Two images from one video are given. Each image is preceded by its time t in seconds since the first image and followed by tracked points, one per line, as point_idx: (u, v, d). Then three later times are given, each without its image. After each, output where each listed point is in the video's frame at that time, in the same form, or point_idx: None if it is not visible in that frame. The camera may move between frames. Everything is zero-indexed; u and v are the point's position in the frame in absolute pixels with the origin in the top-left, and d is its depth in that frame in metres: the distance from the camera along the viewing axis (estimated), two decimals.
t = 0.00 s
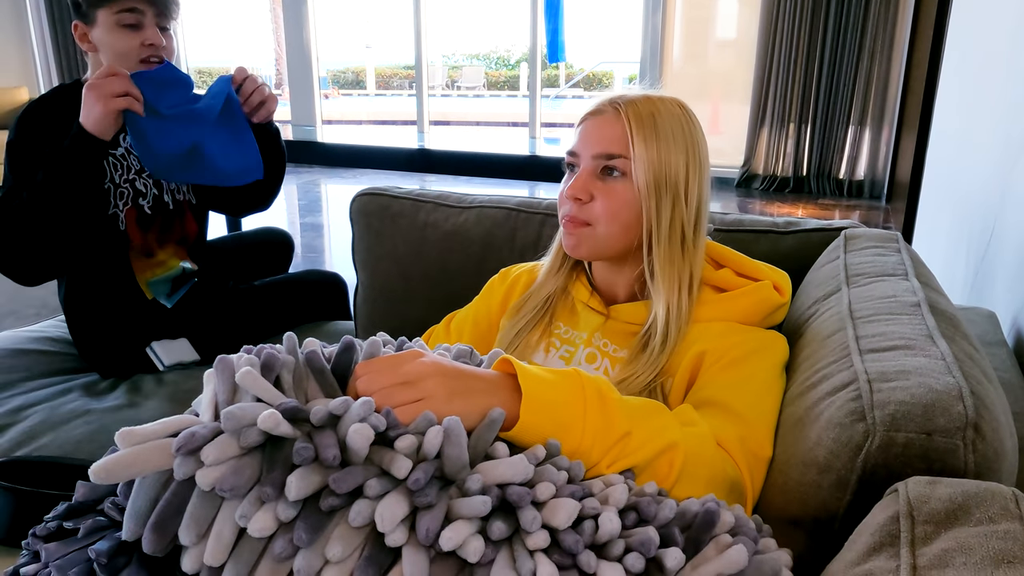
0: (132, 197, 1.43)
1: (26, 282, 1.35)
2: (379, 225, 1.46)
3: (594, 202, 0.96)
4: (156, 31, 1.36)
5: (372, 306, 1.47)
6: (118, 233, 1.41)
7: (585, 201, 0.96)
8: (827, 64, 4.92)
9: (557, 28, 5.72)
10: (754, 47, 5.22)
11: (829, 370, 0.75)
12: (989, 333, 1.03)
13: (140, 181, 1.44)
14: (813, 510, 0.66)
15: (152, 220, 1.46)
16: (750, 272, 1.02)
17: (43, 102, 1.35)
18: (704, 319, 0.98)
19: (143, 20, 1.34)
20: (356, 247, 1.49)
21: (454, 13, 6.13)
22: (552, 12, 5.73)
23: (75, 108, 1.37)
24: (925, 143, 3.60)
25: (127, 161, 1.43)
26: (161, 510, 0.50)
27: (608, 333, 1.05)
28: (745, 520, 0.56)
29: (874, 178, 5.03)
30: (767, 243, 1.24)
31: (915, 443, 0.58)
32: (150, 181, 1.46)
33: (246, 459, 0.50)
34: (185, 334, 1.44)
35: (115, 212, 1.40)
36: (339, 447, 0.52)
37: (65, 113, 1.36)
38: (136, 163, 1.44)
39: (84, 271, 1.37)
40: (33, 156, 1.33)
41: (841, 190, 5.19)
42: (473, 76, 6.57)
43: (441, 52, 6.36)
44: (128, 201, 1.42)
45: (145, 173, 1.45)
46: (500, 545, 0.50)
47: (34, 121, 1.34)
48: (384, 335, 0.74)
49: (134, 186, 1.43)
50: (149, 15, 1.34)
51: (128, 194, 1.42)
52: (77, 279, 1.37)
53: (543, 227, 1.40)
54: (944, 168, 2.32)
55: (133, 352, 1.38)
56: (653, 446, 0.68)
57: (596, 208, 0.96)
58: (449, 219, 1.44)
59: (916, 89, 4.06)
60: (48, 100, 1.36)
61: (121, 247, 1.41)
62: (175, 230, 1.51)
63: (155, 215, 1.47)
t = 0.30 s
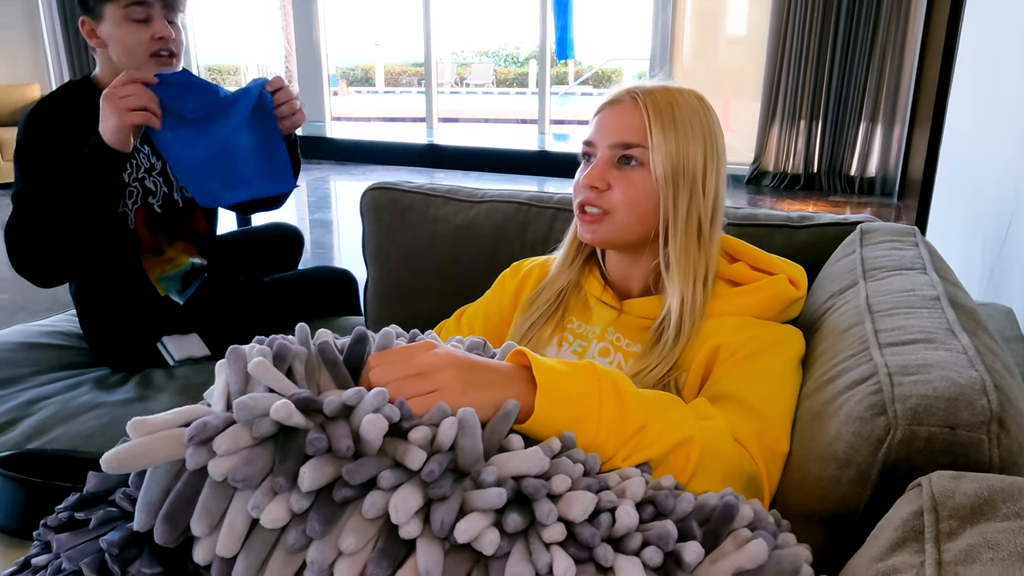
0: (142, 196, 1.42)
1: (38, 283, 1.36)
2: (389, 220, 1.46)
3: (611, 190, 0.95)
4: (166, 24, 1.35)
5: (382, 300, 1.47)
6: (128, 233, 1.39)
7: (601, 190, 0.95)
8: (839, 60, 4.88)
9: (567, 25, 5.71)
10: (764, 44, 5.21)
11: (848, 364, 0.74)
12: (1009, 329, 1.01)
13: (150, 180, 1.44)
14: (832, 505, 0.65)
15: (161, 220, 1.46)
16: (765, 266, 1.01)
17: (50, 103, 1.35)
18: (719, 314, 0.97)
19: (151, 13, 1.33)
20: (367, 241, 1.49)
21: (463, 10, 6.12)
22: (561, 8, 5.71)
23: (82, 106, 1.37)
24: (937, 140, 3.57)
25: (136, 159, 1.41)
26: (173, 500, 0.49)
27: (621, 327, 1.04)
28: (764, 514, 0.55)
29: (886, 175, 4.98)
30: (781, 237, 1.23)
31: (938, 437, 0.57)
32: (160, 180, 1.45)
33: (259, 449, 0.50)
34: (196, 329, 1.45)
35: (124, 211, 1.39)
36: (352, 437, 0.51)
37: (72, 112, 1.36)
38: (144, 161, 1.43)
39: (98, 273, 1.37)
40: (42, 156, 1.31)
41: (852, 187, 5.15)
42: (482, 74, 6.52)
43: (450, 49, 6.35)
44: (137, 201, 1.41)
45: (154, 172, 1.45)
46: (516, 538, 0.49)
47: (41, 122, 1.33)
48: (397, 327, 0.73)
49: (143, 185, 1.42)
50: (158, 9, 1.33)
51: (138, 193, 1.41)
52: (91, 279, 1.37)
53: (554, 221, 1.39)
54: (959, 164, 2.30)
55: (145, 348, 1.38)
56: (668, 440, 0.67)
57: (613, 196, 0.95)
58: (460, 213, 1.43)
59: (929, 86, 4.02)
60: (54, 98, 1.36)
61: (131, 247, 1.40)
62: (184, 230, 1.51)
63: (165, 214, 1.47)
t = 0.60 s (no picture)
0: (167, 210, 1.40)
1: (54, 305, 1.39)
2: (409, 224, 1.46)
3: (639, 191, 0.93)
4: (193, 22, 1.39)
5: (402, 304, 1.47)
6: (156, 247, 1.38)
7: (629, 190, 0.94)
8: (856, 70, 4.86)
9: (581, 36, 5.75)
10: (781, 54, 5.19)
11: (881, 366, 0.72)
12: None
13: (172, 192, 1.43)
14: (868, 509, 0.63)
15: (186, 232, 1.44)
16: (792, 269, 1.00)
17: (68, 121, 1.34)
18: (746, 316, 0.96)
19: (179, 13, 1.37)
20: (386, 245, 1.49)
21: (479, 21, 6.15)
22: (576, 19, 5.74)
23: (102, 122, 1.36)
24: (957, 151, 3.53)
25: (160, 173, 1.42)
26: (201, 494, 0.49)
27: (646, 330, 1.03)
28: (801, 517, 0.53)
29: (904, 185, 4.94)
30: (806, 241, 1.21)
31: (980, 440, 0.56)
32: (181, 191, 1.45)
33: (288, 444, 0.49)
34: (214, 333, 1.46)
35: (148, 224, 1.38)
36: (382, 433, 0.50)
37: (92, 128, 1.35)
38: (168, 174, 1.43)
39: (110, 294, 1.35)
40: (62, 177, 1.31)
41: (869, 197, 5.11)
42: (498, 84, 6.60)
43: (466, 60, 6.38)
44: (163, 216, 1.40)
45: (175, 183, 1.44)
46: (548, 537, 0.48)
47: (60, 140, 1.32)
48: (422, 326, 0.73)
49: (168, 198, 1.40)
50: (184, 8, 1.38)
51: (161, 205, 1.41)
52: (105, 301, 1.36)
53: (576, 225, 1.38)
54: (981, 171, 2.27)
55: (163, 353, 1.38)
56: (700, 441, 0.66)
57: (641, 197, 0.93)
58: (480, 218, 1.43)
59: (948, 95, 3.99)
60: (70, 116, 1.35)
61: (161, 261, 1.38)
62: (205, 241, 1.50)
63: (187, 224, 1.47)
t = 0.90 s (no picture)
0: (179, 235, 1.48)
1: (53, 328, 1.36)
2: (423, 253, 1.47)
3: (653, 224, 0.94)
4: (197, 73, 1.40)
5: (414, 332, 1.48)
6: (167, 270, 1.45)
7: (643, 223, 0.95)
8: (868, 99, 4.89)
9: (594, 65, 5.86)
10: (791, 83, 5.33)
11: (894, 401, 0.72)
12: None
13: (186, 220, 1.49)
14: (882, 546, 0.63)
15: (197, 258, 1.51)
16: (804, 300, 1.00)
17: (88, 146, 1.35)
18: (758, 349, 0.96)
19: (184, 62, 1.38)
20: (400, 274, 1.50)
21: (493, 51, 6.23)
22: (589, 48, 5.82)
23: (123, 148, 1.39)
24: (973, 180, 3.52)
25: (175, 199, 1.47)
26: (217, 525, 0.49)
27: (658, 362, 1.03)
28: (813, 554, 0.53)
29: (918, 215, 4.95)
30: (818, 273, 1.22)
31: (994, 478, 0.56)
32: (194, 220, 1.51)
33: (303, 477, 0.50)
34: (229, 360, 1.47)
35: (162, 250, 1.45)
36: (395, 466, 0.51)
37: (112, 155, 1.36)
38: (182, 201, 1.49)
39: (107, 318, 1.34)
40: (76, 199, 1.30)
41: (883, 226, 5.10)
42: (511, 112, 6.49)
43: (480, 89, 6.44)
44: (175, 239, 1.47)
45: (190, 212, 1.50)
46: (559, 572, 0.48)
47: (77, 163, 1.33)
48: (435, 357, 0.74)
49: (180, 224, 1.48)
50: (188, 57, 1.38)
51: (176, 232, 1.47)
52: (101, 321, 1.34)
53: (588, 256, 1.39)
54: (995, 202, 2.27)
55: (177, 380, 1.39)
56: (712, 476, 0.67)
57: (655, 230, 0.94)
58: (493, 247, 1.44)
59: (962, 125, 3.99)
60: (92, 142, 1.36)
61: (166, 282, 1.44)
62: (219, 267, 1.56)
63: (200, 249, 1.52)
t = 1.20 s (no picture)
0: (189, 278, 1.51)
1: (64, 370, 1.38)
2: (432, 292, 1.50)
3: (660, 270, 0.96)
4: (203, 129, 1.44)
5: (422, 370, 1.50)
6: (176, 314, 1.48)
7: (651, 270, 0.97)
8: (877, 134, 4.92)
9: (605, 101, 5.90)
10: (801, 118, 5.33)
11: (894, 449, 0.73)
12: None
13: (196, 263, 1.52)
14: None
15: (206, 301, 1.54)
16: (805, 342, 1.02)
17: (103, 192, 1.40)
18: (762, 390, 0.97)
19: (191, 118, 1.42)
20: (409, 313, 1.53)
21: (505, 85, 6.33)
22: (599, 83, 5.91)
23: (137, 194, 1.43)
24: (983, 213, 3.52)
25: (185, 244, 1.51)
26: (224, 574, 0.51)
27: (664, 407, 1.04)
28: None
29: (928, 249, 4.95)
30: (821, 316, 1.23)
31: (987, 531, 0.56)
32: (204, 263, 1.54)
33: (307, 527, 0.51)
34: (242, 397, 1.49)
35: (172, 294, 1.48)
36: (397, 516, 0.52)
37: (126, 201, 1.41)
38: (192, 245, 1.52)
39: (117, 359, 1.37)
40: (90, 243, 1.35)
41: (894, 261, 5.09)
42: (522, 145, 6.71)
43: (492, 122, 6.53)
44: (184, 283, 1.50)
45: (199, 255, 1.53)
46: None
47: (92, 208, 1.37)
48: (439, 404, 0.75)
49: (190, 268, 1.51)
50: (196, 114, 1.43)
51: (185, 276, 1.50)
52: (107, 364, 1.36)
53: (594, 296, 1.41)
54: (1003, 240, 2.27)
55: (190, 416, 1.42)
56: (711, 523, 0.68)
57: (662, 276, 0.96)
58: (501, 287, 1.46)
59: (972, 159, 4.01)
60: (107, 187, 1.41)
61: (172, 326, 1.47)
62: (228, 308, 1.59)
63: (210, 292, 1.56)
